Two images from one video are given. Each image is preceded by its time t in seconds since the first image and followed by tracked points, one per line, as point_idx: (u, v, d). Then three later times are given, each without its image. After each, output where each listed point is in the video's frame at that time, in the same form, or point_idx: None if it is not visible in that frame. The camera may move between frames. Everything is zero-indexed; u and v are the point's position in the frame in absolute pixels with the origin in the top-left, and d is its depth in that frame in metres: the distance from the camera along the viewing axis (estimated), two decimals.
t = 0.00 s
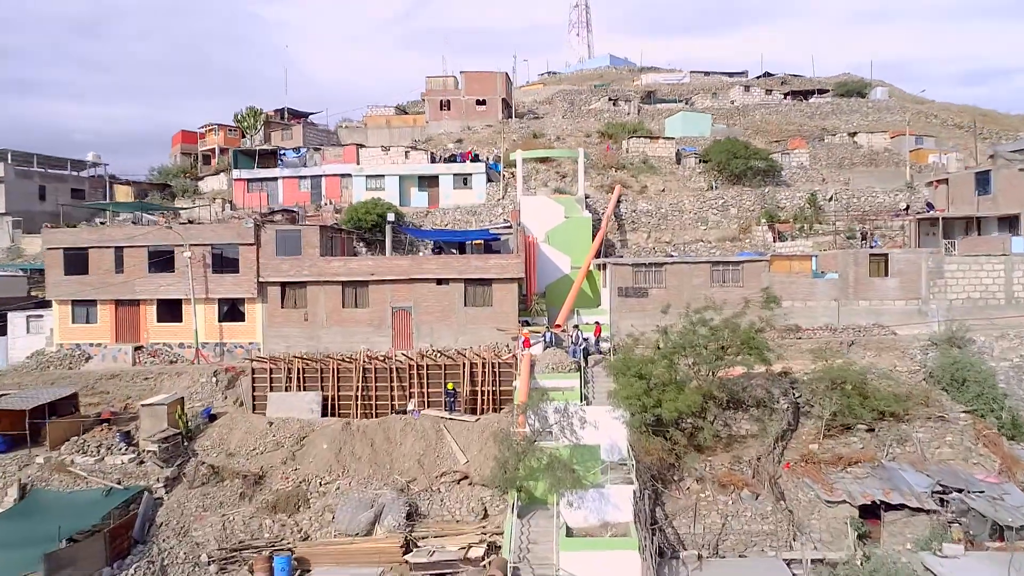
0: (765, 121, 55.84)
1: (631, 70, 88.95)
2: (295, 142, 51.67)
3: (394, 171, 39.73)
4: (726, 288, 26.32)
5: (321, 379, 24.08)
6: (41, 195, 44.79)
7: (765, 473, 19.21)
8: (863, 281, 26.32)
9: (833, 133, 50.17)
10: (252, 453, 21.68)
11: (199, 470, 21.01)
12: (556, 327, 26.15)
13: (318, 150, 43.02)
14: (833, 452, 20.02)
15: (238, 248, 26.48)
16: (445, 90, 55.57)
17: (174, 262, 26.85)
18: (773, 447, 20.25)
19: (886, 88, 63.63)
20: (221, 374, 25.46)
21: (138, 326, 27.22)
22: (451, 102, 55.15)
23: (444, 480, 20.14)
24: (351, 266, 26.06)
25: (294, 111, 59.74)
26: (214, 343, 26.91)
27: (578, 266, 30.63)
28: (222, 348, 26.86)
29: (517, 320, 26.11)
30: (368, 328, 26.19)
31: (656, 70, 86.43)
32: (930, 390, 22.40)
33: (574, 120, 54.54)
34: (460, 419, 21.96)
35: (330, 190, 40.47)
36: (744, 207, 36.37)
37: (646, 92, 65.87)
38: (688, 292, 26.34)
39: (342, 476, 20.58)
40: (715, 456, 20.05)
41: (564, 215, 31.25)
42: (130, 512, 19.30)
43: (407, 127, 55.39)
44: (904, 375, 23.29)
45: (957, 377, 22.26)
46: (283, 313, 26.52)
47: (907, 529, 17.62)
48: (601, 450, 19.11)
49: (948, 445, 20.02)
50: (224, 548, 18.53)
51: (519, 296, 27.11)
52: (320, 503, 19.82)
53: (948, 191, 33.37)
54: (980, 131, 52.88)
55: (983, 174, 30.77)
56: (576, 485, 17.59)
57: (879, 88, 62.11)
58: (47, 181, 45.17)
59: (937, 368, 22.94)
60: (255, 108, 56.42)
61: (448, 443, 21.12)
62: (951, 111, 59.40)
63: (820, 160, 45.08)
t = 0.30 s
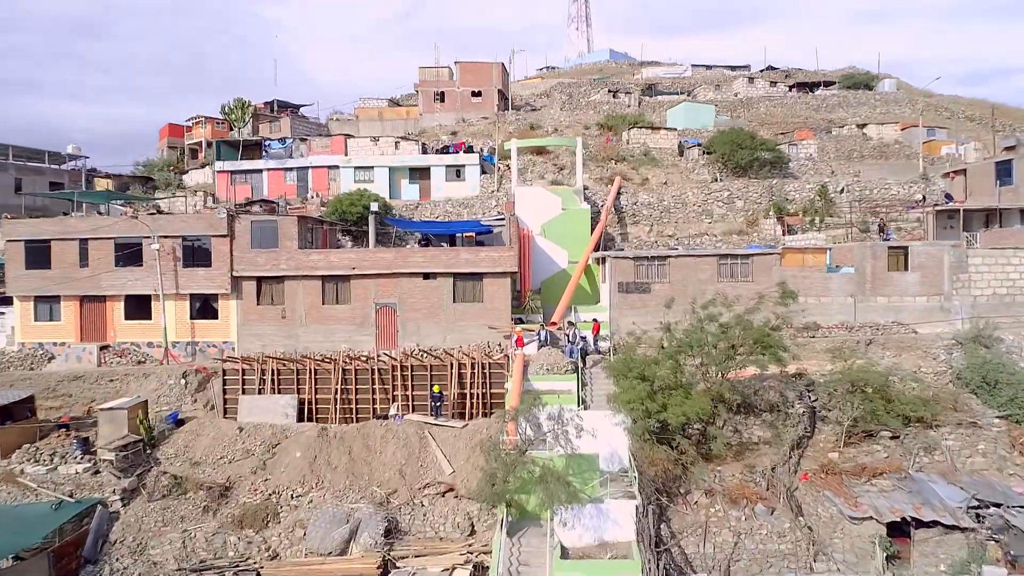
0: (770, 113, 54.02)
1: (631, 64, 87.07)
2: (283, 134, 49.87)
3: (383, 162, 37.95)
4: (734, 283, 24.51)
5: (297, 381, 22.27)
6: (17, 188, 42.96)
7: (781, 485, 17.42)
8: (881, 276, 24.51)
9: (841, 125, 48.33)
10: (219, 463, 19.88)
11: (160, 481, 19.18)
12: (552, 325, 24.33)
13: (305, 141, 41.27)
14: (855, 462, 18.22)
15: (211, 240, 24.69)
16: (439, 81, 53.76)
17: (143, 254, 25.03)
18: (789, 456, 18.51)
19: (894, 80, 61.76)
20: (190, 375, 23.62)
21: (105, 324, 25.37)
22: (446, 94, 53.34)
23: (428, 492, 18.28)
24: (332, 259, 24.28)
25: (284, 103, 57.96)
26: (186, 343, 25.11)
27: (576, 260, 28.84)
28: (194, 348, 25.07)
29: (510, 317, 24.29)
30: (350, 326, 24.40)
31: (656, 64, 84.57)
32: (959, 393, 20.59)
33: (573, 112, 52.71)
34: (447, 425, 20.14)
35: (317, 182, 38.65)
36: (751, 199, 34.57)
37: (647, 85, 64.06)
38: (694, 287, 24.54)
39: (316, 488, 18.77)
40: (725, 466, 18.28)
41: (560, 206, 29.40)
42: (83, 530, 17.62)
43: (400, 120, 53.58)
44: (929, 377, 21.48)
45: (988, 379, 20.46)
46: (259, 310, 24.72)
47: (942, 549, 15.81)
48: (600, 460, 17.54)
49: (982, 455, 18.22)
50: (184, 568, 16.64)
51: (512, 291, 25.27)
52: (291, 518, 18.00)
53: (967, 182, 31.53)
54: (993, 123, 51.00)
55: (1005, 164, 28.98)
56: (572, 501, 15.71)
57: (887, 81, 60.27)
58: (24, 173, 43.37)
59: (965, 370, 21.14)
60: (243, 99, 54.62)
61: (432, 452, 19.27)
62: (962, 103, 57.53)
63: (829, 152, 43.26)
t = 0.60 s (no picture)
0: (775, 105, 52.24)
1: (631, 58, 85.27)
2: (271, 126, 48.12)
3: (372, 152, 36.24)
4: (743, 277, 22.77)
5: (270, 383, 20.49)
6: None
7: (799, 498, 15.71)
8: (901, 270, 22.74)
9: (849, 116, 46.57)
10: (181, 472, 18.14)
11: (115, 492, 17.44)
12: (547, 322, 22.60)
13: (291, 131, 39.51)
14: (880, 472, 16.47)
15: (180, 231, 22.95)
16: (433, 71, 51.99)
17: (108, 246, 23.29)
18: (807, 466, 16.83)
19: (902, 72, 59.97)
20: (157, 375, 21.85)
21: (67, 321, 23.56)
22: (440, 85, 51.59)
23: (408, 505, 16.50)
24: (310, 251, 22.55)
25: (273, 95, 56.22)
26: (154, 341, 23.36)
27: (573, 254, 27.10)
28: (163, 346, 23.32)
29: (502, 313, 22.54)
30: (330, 323, 22.68)
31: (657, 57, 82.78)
32: (991, 396, 18.84)
33: (571, 104, 50.97)
34: (431, 431, 18.38)
35: (303, 174, 36.92)
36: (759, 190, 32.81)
37: (648, 77, 62.30)
38: (699, 282, 22.80)
39: (285, 501, 17.01)
40: (737, 477, 16.60)
41: (557, 195, 27.60)
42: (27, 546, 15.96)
43: (392, 112, 51.84)
44: (957, 378, 19.75)
45: (1022, 380, 18.72)
46: (232, 306, 23.01)
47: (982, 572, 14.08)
48: (599, 470, 16.10)
49: (1020, 464, 16.48)
50: None
51: (504, 286, 23.50)
52: (256, 535, 16.22)
53: (988, 172, 29.74)
54: (1006, 114, 49.20)
55: None
56: (566, 518, 14.11)
57: (895, 72, 58.48)
58: None
59: (996, 370, 19.39)
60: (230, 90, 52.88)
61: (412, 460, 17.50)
62: (973, 95, 55.73)
63: (838, 143, 41.49)
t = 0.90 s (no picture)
0: (780, 96, 50.53)
1: (631, 51, 83.54)
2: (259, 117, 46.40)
3: (361, 143, 34.59)
4: (753, 270, 21.10)
5: (240, 384, 18.79)
6: None
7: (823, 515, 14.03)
8: (924, 263, 21.06)
9: (858, 107, 44.86)
10: (137, 484, 16.41)
11: (61, 508, 15.66)
12: (541, 319, 20.90)
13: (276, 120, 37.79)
14: (911, 486, 14.81)
15: (146, 220, 21.26)
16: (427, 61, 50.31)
17: (68, 237, 21.58)
18: (829, 478, 15.17)
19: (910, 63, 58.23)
20: (119, 376, 20.13)
21: (25, 318, 21.85)
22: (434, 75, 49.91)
23: (385, 522, 14.79)
24: (286, 242, 20.87)
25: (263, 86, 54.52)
26: (118, 340, 21.66)
27: (570, 247, 25.42)
28: (128, 346, 21.62)
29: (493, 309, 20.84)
30: (307, 320, 21.01)
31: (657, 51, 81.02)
32: None
33: (570, 95, 49.25)
34: (413, 438, 16.71)
35: (289, 165, 35.25)
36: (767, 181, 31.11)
37: (649, 69, 60.59)
38: (706, 276, 21.12)
39: (249, 517, 15.30)
40: (752, 491, 14.96)
41: (553, 185, 25.92)
42: None
43: (385, 103, 50.14)
44: (988, 379, 18.07)
45: None
46: (202, 302, 21.32)
47: None
48: (598, 483, 14.53)
49: None
50: None
51: (496, 279, 21.80)
52: (215, 555, 14.45)
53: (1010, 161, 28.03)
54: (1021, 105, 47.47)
55: None
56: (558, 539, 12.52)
57: (904, 63, 56.69)
58: None
59: None
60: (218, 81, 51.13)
61: (390, 473, 15.81)
62: (984, 87, 54.01)
63: (848, 134, 39.80)
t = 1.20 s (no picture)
0: (786, 88, 48.89)
1: (631, 45, 81.88)
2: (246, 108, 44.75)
3: (348, 132, 32.98)
4: (765, 264, 19.49)
5: (205, 388, 17.16)
6: None
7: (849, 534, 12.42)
8: (951, 256, 19.43)
9: (868, 98, 43.23)
10: (86, 500, 14.76)
11: None
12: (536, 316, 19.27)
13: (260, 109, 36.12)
14: (948, 503, 13.20)
15: (107, 210, 19.63)
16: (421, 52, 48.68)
17: (24, 229, 19.96)
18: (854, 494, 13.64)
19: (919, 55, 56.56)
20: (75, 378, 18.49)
21: None
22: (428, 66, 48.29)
23: (357, 544, 13.17)
24: (258, 234, 19.27)
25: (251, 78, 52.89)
26: (77, 339, 20.01)
27: (567, 240, 23.80)
28: (89, 346, 19.97)
29: (483, 305, 19.23)
30: (282, 318, 19.41)
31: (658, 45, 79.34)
32: None
33: (568, 87, 47.63)
34: (391, 448, 15.10)
35: (274, 156, 33.63)
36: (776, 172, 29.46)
37: (650, 61, 58.95)
38: (715, 269, 19.49)
39: (206, 537, 13.69)
40: (769, 508, 13.42)
41: (549, 174, 24.22)
42: None
43: (377, 95, 48.51)
44: None
45: None
46: (169, 298, 19.70)
47: None
48: (596, 502, 12.97)
49: None
50: None
51: (487, 273, 20.17)
52: None
53: None
54: None
55: None
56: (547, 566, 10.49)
57: (912, 55, 55.04)
58: None
59: None
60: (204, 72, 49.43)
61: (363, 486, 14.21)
62: (995, 79, 52.36)
63: (858, 125, 38.17)
